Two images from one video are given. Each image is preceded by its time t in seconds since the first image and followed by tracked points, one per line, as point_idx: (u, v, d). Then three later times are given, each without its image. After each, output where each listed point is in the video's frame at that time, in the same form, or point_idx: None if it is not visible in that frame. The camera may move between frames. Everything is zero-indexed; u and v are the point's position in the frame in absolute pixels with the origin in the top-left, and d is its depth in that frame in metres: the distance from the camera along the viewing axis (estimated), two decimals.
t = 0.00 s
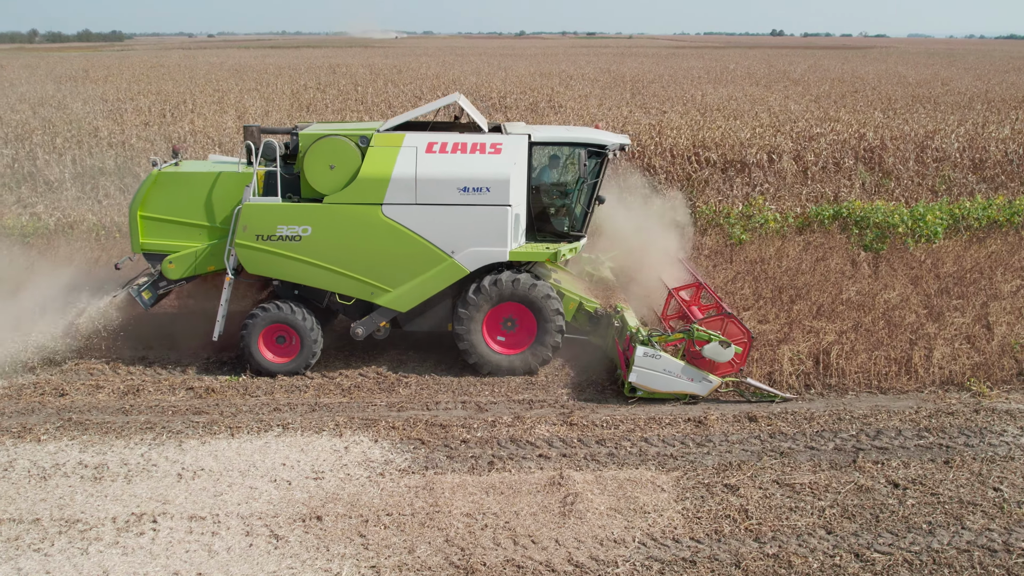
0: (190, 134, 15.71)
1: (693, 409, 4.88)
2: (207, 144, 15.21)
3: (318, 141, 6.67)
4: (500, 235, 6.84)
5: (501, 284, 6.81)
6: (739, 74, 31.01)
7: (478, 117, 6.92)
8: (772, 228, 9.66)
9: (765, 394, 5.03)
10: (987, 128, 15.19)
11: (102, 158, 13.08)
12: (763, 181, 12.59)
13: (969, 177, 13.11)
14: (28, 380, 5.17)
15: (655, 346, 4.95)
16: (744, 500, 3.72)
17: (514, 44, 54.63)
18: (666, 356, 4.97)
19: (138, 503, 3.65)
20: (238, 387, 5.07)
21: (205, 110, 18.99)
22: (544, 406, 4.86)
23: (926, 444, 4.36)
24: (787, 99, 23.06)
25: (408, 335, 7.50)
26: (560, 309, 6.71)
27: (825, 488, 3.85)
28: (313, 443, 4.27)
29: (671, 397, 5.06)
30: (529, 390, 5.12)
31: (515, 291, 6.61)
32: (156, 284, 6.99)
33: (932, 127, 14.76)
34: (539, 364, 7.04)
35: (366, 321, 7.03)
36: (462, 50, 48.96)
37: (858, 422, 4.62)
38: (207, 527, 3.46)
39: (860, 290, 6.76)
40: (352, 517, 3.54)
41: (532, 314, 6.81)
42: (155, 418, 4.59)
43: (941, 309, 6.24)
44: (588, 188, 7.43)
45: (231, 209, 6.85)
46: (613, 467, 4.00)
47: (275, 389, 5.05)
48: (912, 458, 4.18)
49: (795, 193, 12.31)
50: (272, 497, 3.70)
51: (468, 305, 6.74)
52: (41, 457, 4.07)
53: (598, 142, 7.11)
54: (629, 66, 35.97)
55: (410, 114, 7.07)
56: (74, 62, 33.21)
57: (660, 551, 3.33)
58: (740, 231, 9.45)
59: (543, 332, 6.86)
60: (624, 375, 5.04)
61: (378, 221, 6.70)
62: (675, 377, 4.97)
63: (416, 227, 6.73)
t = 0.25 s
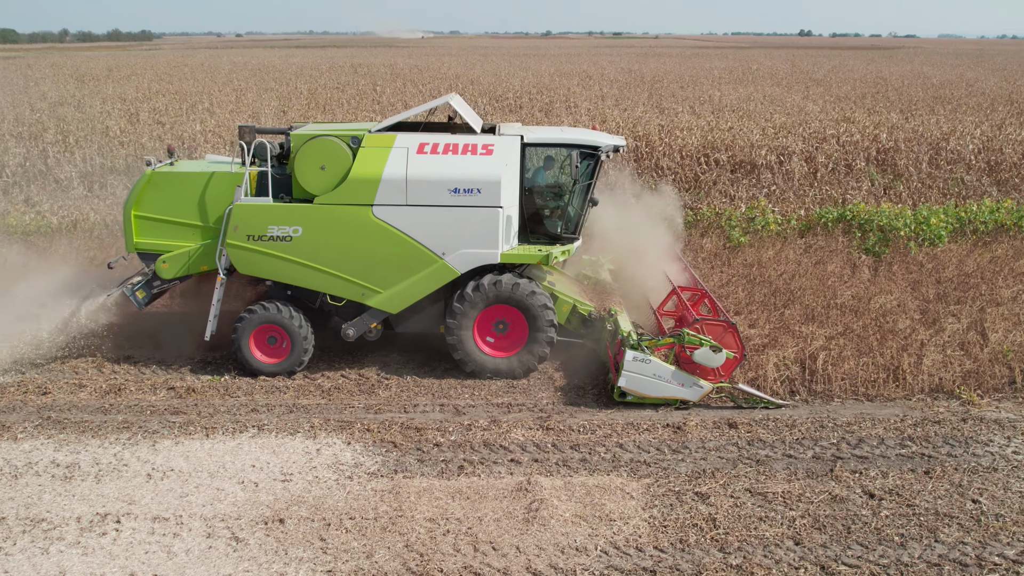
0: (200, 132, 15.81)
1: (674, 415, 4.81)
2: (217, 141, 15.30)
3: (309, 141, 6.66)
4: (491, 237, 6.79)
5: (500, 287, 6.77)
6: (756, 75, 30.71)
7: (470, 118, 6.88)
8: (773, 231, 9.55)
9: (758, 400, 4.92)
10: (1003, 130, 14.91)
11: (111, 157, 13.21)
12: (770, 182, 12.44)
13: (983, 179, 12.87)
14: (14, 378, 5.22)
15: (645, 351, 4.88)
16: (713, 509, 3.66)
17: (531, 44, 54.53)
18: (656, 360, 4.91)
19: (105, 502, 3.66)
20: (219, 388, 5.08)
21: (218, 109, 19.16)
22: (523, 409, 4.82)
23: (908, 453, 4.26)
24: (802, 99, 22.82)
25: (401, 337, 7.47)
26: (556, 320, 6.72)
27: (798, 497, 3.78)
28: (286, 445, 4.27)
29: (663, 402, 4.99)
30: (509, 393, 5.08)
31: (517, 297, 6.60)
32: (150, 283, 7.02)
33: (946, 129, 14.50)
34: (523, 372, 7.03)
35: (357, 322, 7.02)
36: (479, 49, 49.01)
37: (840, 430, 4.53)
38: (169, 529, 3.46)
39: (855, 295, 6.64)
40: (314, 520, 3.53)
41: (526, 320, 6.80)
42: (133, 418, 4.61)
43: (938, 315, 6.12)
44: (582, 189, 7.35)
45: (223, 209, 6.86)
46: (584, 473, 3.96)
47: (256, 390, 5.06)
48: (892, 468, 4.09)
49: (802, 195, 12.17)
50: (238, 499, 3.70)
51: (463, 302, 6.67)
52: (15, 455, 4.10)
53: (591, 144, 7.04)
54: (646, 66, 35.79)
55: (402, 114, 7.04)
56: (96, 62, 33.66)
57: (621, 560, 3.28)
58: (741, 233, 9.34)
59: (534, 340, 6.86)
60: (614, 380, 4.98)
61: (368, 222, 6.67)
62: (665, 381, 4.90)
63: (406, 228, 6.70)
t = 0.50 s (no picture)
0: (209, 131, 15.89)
1: (655, 419, 4.77)
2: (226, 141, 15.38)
3: (301, 141, 6.66)
4: (482, 238, 6.77)
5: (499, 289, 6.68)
6: (770, 75, 30.46)
7: (462, 118, 6.85)
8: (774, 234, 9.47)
9: (751, 404, 4.84)
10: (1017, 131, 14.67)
11: (119, 156, 13.31)
12: (775, 184, 12.32)
13: (993, 181, 12.66)
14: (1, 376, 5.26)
15: (636, 355, 4.82)
16: (685, 516, 3.61)
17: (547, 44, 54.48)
18: (647, 364, 4.86)
19: (76, 502, 3.67)
20: (203, 388, 5.09)
21: (230, 107, 19.29)
22: (503, 413, 4.80)
23: (891, 461, 4.19)
24: (816, 100, 22.62)
25: (394, 339, 7.46)
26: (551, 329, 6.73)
27: (772, 505, 3.72)
28: (262, 446, 4.27)
29: (654, 407, 4.94)
30: (491, 396, 5.05)
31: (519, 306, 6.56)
32: (145, 283, 7.06)
33: (958, 130, 14.29)
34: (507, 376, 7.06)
35: (349, 323, 7.01)
36: (495, 49, 49.01)
37: (822, 437, 4.46)
38: (136, 529, 3.47)
39: (851, 299, 6.55)
40: (282, 522, 3.52)
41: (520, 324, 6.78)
42: (114, 417, 4.63)
43: (933, 320, 6.02)
44: (576, 191, 7.31)
45: (216, 209, 6.88)
46: (557, 478, 3.92)
47: (238, 390, 5.07)
48: (872, 476, 4.02)
49: (808, 197, 12.05)
50: (208, 499, 3.70)
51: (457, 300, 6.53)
52: None
53: (584, 145, 7.01)
54: (660, 67, 35.59)
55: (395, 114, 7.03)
56: (116, 61, 34.08)
57: (585, 568, 3.24)
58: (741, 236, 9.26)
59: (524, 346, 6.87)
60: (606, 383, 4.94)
61: (359, 223, 6.67)
62: (656, 386, 4.84)
63: (398, 229, 6.69)
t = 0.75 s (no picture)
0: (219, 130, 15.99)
1: (636, 423, 4.72)
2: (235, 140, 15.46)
3: (293, 142, 6.67)
4: (473, 240, 6.74)
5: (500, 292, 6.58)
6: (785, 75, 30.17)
7: (454, 118, 6.81)
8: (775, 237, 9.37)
9: (743, 409, 4.81)
10: None
11: (127, 155, 13.42)
12: (782, 185, 12.19)
13: (1005, 183, 12.45)
14: None
15: (626, 358, 4.77)
16: (654, 522, 3.56)
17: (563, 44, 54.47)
18: (637, 367, 4.79)
19: (48, 500, 3.69)
20: (186, 387, 5.11)
21: (242, 107, 19.43)
22: (484, 415, 4.77)
23: (872, 468, 4.11)
24: (830, 100, 22.40)
25: (388, 339, 7.45)
26: (542, 340, 6.75)
27: (745, 512, 3.66)
28: (238, 446, 4.27)
29: (645, 410, 4.89)
30: (473, 398, 5.03)
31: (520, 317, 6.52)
32: (140, 282, 7.09)
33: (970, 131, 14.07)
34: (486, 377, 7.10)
35: (341, 323, 7.01)
36: (512, 49, 49.00)
37: (803, 442, 4.40)
38: (103, 528, 3.47)
39: (846, 302, 6.45)
40: (248, 523, 3.51)
41: (512, 330, 6.77)
42: (95, 416, 4.65)
43: (928, 325, 5.92)
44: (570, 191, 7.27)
45: (208, 209, 6.90)
46: (529, 482, 3.89)
47: (221, 390, 5.09)
48: (851, 483, 3.94)
49: (815, 198, 11.93)
50: (177, 499, 3.70)
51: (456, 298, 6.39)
52: None
53: (575, 146, 6.91)
54: (677, 67, 35.39)
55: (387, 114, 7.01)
56: (136, 61, 34.48)
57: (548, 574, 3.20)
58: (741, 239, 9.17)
59: (511, 351, 6.89)
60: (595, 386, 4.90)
61: (349, 224, 6.66)
62: (646, 389, 4.78)
63: (389, 229, 6.68)
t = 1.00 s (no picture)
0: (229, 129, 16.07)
1: (618, 426, 4.68)
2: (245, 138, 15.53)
3: (286, 141, 6.68)
4: (465, 240, 6.72)
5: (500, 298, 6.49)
6: (801, 76, 29.87)
7: (446, 118, 6.82)
8: (777, 239, 9.27)
9: (736, 413, 4.73)
10: None
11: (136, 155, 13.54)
12: (788, 186, 12.06)
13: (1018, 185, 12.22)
14: None
15: (614, 361, 4.75)
16: (624, 527, 3.52)
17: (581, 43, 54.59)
18: (627, 370, 4.77)
19: (22, 496, 3.72)
20: (171, 386, 5.14)
21: (254, 105, 19.56)
22: (464, 417, 4.75)
23: (852, 474, 4.04)
24: (845, 101, 22.17)
25: (381, 339, 7.44)
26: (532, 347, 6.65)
27: (717, 517, 3.60)
28: (216, 444, 4.29)
29: (635, 413, 4.84)
30: (457, 399, 5.01)
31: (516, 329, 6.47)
32: (136, 281, 7.13)
33: (984, 132, 13.84)
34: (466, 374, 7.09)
35: (333, 323, 7.01)
36: (530, 48, 48.90)
37: (784, 448, 4.33)
38: (72, 525, 3.49)
39: (841, 305, 6.36)
40: (216, 522, 3.52)
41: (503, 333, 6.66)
42: (78, 413, 4.69)
43: (923, 329, 5.82)
44: (564, 192, 7.23)
45: (202, 208, 6.92)
46: (502, 484, 3.87)
47: (205, 388, 5.11)
48: (829, 489, 3.88)
49: (822, 199, 11.80)
50: (149, 497, 3.71)
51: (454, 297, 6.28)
52: None
53: (568, 145, 6.91)
54: (694, 66, 35.23)
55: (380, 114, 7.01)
56: (156, 61, 34.85)
57: None
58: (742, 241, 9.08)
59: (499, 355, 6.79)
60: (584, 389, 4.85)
61: (341, 223, 6.66)
62: (635, 393, 4.76)
63: (380, 229, 6.67)
